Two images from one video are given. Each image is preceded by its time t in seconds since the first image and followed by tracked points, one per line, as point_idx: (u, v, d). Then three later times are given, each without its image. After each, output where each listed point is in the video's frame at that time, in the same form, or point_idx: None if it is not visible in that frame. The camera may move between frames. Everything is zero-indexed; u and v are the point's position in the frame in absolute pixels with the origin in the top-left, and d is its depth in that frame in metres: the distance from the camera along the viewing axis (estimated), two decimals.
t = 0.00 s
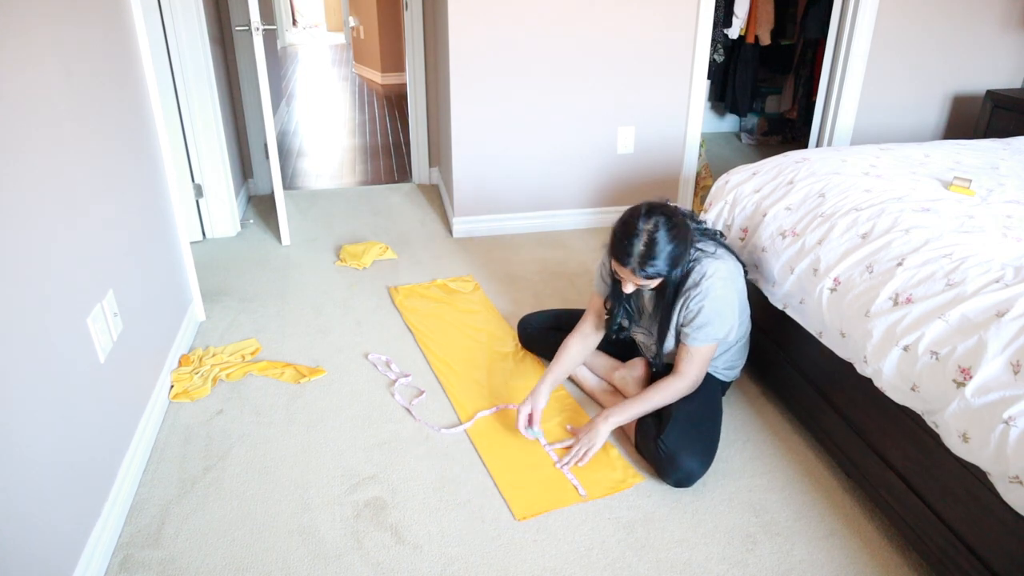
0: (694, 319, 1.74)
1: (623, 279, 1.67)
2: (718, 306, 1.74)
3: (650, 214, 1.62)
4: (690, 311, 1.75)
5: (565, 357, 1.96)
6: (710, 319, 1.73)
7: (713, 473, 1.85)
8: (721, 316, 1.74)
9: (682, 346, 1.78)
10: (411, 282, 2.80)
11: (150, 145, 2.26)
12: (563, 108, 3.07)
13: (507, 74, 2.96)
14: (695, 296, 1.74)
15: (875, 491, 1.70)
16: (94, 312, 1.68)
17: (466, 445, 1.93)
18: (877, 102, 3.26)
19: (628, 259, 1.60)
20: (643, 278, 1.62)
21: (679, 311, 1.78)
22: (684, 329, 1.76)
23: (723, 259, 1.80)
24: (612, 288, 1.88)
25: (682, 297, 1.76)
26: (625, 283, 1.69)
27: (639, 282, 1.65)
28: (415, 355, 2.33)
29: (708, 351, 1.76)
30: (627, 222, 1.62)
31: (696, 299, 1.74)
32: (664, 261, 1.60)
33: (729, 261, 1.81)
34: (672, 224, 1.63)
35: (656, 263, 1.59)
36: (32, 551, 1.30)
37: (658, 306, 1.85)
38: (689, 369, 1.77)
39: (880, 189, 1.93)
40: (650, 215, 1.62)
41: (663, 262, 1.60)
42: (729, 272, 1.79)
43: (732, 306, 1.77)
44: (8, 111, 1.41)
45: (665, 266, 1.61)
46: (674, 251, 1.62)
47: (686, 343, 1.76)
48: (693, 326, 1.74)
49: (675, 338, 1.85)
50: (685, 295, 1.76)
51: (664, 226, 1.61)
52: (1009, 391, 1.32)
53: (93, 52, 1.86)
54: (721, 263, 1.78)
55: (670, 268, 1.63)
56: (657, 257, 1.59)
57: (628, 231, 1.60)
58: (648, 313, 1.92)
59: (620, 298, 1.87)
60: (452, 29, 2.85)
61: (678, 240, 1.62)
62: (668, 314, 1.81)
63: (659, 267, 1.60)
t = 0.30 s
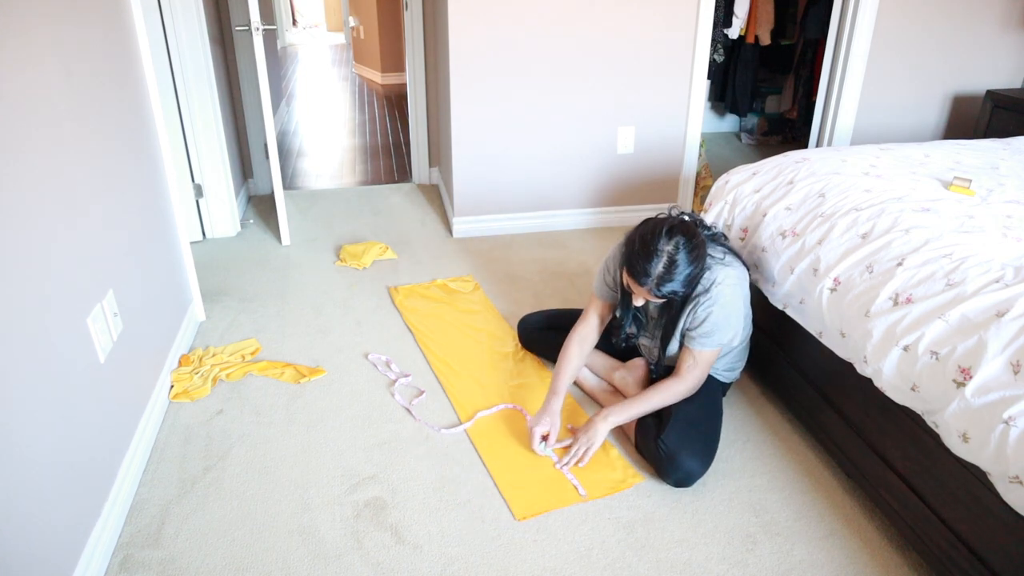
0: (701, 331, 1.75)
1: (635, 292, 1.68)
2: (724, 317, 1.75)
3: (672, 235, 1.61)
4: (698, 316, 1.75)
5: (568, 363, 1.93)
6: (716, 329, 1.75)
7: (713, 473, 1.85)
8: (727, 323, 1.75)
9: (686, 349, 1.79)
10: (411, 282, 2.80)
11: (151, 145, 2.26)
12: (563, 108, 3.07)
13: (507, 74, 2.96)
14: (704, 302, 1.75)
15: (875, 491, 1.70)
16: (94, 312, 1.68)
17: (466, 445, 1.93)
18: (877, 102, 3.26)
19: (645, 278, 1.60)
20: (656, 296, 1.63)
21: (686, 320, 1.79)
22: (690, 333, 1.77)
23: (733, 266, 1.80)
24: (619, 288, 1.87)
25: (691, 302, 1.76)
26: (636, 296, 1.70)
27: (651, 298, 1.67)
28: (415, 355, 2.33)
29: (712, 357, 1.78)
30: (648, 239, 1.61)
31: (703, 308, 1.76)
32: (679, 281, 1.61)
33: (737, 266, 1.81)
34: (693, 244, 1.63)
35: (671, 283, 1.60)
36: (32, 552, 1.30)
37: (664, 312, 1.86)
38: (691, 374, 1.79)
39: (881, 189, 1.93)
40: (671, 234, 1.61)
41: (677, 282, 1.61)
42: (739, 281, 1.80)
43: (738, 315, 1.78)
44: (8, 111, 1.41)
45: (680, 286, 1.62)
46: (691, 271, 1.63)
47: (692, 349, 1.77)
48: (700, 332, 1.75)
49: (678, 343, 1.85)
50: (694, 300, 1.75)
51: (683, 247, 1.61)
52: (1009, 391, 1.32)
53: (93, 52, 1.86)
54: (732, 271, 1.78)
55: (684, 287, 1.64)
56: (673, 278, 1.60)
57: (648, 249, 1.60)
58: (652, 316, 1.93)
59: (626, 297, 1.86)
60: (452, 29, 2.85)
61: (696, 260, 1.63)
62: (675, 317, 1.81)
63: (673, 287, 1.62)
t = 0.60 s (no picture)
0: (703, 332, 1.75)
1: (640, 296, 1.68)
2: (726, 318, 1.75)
3: (678, 240, 1.61)
4: (700, 317, 1.76)
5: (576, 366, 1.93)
6: (717, 330, 1.75)
7: (713, 473, 1.85)
8: (728, 324, 1.76)
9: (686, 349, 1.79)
10: (411, 282, 2.79)
11: (151, 145, 2.26)
12: (563, 108, 3.07)
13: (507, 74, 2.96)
14: (707, 303, 1.75)
15: (875, 491, 1.70)
16: (94, 312, 1.68)
17: (466, 445, 1.93)
18: (876, 102, 3.26)
19: (650, 284, 1.60)
20: (662, 301, 1.63)
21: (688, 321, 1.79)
22: (691, 333, 1.77)
23: (734, 267, 1.79)
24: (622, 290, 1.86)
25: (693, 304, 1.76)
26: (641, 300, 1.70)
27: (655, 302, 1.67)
28: (415, 355, 2.33)
29: (712, 357, 1.79)
30: (653, 245, 1.61)
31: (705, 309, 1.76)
32: (684, 287, 1.61)
33: (739, 267, 1.81)
34: (697, 248, 1.63)
35: (677, 289, 1.61)
36: (32, 552, 1.30)
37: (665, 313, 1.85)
38: (692, 374, 1.79)
39: (881, 189, 1.93)
40: (676, 239, 1.61)
41: (682, 288, 1.61)
42: (740, 281, 1.80)
43: (739, 315, 1.78)
44: (8, 111, 1.41)
45: (685, 292, 1.62)
46: (695, 276, 1.63)
47: (693, 349, 1.77)
48: (701, 333, 1.75)
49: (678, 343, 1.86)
50: (696, 301, 1.75)
51: (687, 251, 1.61)
52: (1009, 391, 1.32)
53: (93, 53, 1.86)
54: (732, 271, 1.78)
55: (689, 292, 1.64)
56: (678, 284, 1.60)
57: (653, 255, 1.59)
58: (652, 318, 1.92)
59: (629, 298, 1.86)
60: (452, 30, 2.85)
61: (701, 264, 1.63)
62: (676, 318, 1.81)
63: (679, 292, 1.62)
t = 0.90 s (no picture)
0: (706, 333, 1.75)
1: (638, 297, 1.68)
2: (728, 320, 1.75)
3: (677, 239, 1.61)
4: (702, 319, 1.75)
5: (570, 365, 1.91)
6: (721, 331, 1.75)
7: (713, 473, 1.85)
8: (732, 326, 1.76)
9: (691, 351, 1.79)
10: (411, 282, 2.79)
11: (151, 144, 2.26)
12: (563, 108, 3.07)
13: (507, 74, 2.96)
14: (708, 305, 1.74)
15: (875, 491, 1.70)
16: (94, 312, 1.68)
17: (467, 445, 1.93)
18: (876, 102, 3.26)
19: (650, 285, 1.60)
20: (662, 301, 1.63)
21: (689, 323, 1.78)
22: (695, 336, 1.77)
23: (733, 267, 1.79)
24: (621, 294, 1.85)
25: (693, 306, 1.75)
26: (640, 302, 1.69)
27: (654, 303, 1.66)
28: (415, 355, 2.33)
29: (718, 358, 1.79)
30: (653, 245, 1.61)
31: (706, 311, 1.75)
32: (684, 286, 1.61)
33: (737, 267, 1.80)
34: (696, 248, 1.62)
35: (677, 289, 1.60)
36: (32, 552, 1.30)
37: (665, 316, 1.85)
38: (701, 375, 1.79)
39: (881, 189, 1.93)
40: (675, 240, 1.61)
41: (682, 288, 1.61)
42: (740, 281, 1.79)
43: (741, 316, 1.78)
44: (8, 111, 1.41)
45: (685, 291, 1.62)
46: (694, 277, 1.62)
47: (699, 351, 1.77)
48: (704, 335, 1.75)
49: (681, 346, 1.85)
50: (697, 304, 1.74)
51: (687, 251, 1.61)
52: (1009, 391, 1.32)
53: (94, 52, 1.86)
54: (732, 272, 1.78)
55: (689, 293, 1.64)
56: (678, 284, 1.60)
57: (653, 256, 1.59)
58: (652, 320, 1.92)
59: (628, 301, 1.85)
60: (452, 30, 2.85)
61: (700, 265, 1.63)
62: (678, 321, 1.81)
63: (679, 293, 1.61)
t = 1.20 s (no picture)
0: (694, 342, 1.75)
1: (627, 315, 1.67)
2: (717, 328, 1.75)
3: (663, 257, 1.60)
4: (693, 328, 1.75)
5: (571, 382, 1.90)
6: (710, 339, 1.75)
7: (713, 473, 1.85)
8: (720, 332, 1.76)
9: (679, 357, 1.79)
10: (411, 282, 2.79)
11: (151, 144, 2.26)
12: (563, 108, 3.07)
13: (507, 74, 2.96)
14: (697, 315, 1.74)
15: (875, 491, 1.70)
16: (94, 312, 1.68)
17: (466, 445, 1.93)
18: (877, 102, 3.26)
19: (637, 305, 1.59)
20: (649, 319, 1.63)
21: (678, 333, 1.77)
22: (685, 343, 1.77)
23: (721, 273, 1.78)
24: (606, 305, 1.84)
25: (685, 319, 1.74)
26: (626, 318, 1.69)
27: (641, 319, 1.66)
28: (415, 356, 2.33)
29: (705, 364, 1.80)
30: (639, 264, 1.60)
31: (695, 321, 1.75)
32: (671, 304, 1.61)
33: (726, 272, 1.79)
34: (681, 264, 1.61)
35: (663, 307, 1.60)
36: (32, 549, 1.30)
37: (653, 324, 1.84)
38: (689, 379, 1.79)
39: (881, 189, 1.93)
40: (661, 257, 1.60)
41: (668, 306, 1.61)
42: (727, 287, 1.78)
43: (729, 322, 1.78)
44: (8, 111, 1.41)
45: (671, 309, 1.62)
46: (681, 293, 1.62)
47: (687, 358, 1.78)
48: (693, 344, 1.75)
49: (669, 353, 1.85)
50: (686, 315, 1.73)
51: (674, 269, 1.60)
52: (1009, 391, 1.32)
53: (94, 52, 1.86)
54: (720, 278, 1.77)
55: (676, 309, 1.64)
56: (664, 303, 1.60)
57: (639, 275, 1.59)
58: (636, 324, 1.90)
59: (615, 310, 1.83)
60: (452, 29, 2.85)
61: (687, 280, 1.62)
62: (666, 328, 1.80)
63: (665, 311, 1.61)
